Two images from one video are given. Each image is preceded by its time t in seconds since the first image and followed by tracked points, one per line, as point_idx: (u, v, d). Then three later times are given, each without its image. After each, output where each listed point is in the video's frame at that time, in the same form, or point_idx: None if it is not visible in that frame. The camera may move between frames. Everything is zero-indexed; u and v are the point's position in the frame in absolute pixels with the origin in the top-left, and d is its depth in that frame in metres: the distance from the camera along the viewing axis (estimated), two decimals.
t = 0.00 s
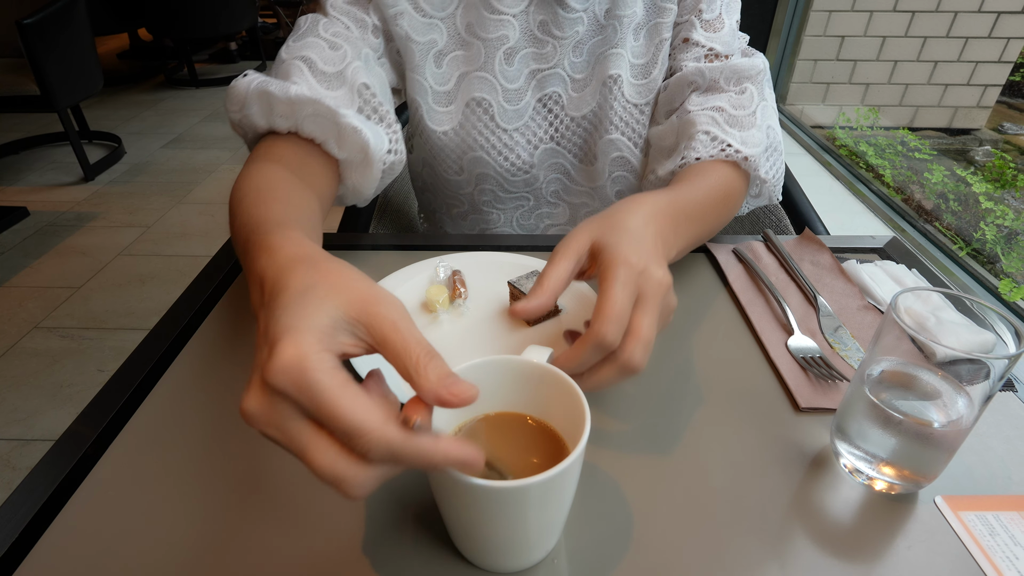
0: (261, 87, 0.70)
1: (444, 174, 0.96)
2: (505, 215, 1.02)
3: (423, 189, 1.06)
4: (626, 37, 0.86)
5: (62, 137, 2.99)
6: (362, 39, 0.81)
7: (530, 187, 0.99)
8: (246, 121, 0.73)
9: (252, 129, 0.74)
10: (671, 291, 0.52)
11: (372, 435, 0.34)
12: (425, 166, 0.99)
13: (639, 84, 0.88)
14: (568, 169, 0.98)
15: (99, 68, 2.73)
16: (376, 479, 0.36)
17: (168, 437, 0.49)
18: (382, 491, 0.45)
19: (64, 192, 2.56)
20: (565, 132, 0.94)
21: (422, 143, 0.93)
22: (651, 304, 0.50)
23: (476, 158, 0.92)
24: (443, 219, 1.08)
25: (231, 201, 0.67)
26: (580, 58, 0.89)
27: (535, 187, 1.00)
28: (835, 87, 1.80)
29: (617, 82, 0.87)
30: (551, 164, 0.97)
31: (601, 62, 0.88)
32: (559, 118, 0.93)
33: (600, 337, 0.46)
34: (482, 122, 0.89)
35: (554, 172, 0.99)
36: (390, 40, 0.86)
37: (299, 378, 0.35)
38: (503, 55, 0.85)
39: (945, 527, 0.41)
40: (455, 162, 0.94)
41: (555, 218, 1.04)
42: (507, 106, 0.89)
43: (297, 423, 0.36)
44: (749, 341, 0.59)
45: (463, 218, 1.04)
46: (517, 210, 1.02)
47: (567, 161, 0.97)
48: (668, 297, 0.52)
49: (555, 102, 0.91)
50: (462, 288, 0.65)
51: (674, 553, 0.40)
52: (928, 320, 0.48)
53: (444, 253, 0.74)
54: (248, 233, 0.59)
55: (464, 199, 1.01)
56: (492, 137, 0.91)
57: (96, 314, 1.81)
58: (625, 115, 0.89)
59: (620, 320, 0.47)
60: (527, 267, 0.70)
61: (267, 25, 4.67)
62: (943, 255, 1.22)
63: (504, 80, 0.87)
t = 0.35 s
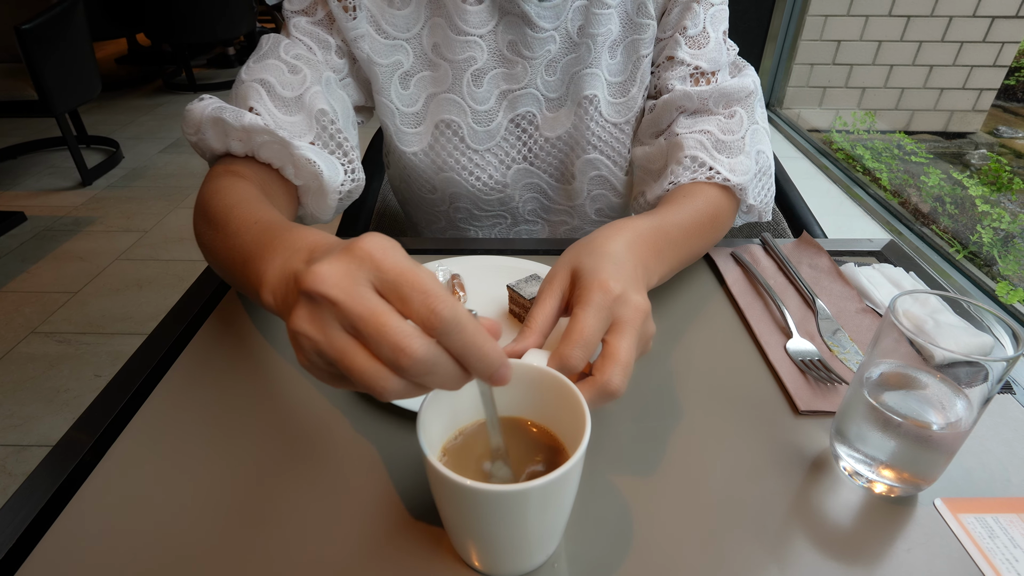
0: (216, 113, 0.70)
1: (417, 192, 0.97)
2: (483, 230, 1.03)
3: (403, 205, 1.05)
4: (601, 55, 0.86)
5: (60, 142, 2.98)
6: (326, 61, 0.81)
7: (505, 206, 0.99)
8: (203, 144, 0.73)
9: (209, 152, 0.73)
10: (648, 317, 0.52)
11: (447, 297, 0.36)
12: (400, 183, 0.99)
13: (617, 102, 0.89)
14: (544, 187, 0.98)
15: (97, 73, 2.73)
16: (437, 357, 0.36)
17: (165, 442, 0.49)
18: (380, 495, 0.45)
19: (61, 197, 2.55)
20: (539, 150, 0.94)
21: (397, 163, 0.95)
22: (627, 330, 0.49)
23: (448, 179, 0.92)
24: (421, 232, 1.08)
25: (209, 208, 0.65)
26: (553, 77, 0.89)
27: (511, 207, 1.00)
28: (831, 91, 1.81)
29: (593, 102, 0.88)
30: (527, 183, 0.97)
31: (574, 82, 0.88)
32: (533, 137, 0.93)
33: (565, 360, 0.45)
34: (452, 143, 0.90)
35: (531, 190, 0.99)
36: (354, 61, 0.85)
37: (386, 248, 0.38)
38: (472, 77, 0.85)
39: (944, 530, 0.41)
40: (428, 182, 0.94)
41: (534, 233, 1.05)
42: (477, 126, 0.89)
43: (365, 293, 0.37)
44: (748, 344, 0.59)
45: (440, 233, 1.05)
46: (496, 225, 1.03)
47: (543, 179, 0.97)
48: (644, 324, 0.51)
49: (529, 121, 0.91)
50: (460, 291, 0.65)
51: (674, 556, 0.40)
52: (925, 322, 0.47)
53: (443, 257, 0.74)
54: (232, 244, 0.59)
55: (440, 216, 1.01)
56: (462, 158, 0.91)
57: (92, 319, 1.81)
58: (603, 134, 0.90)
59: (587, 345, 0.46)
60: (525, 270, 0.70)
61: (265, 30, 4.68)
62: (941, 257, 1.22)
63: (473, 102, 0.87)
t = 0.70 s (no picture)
0: (217, 103, 0.71)
1: (417, 187, 0.97)
2: (481, 225, 1.03)
3: (401, 199, 1.05)
4: (604, 54, 0.86)
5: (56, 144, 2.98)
6: (329, 55, 0.81)
7: (505, 201, 0.99)
8: (203, 133, 0.73)
9: (210, 141, 0.74)
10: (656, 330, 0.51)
11: (441, 292, 0.36)
12: (399, 178, 0.99)
13: (619, 102, 0.89)
14: (544, 184, 0.98)
15: (92, 75, 2.73)
16: (428, 349, 0.36)
17: (161, 444, 0.49)
18: (377, 495, 0.45)
19: (57, 199, 2.55)
20: (540, 146, 0.94)
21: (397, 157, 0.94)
22: (634, 344, 0.48)
23: (448, 174, 0.92)
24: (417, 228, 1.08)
25: (206, 195, 0.65)
26: (557, 75, 0.89)
27: (511, 201, 1.00)
28: (827, 91, 1.82)
29: (595, 101, 0.88)
30: (527, 179, 0.97)
31: (576, 79, 0.88)
32: (535, 133, 0.93)
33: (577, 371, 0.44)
34: (454, 139, 0.90)
35: (530, 186, 0.99)
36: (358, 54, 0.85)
37: (385, 242, 0.38)
38: (476, 75, 0.85)
39: (939, 525, 0.41)
40: (428, 176, 0.94)
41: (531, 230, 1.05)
42: (479, 123, 0.89)
43: (363, 284, 0.37)
44: (744, 342, 0.59)
45: (439, 229, 1.05)
46: (494, 220, 1.03)
47: (542, 175, 0.97)
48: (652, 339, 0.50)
49: (531, 118, 0.91)
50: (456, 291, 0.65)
51: (670, 554, 0.40)
52: (920, 320, 0.48)
53: (440, 256, 0.74)
54: (229, 230, 0.59)
55: (439, 210, 1.01)
56: (465, 155, 0.91)
57: (89, 321, 1.80)
58: (604, 134, 0.90)
59: (598, 359, 0.45)
60: (521, 269, 0.70)
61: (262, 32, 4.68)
62: (936, 255, 1.22)
63: (477, 99, 0.87)
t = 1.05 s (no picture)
0: (240, 94, 0.70)
1: (429, 182, 0.97)
2: (492, 218, 1.02)
3: (410, 197, 1.05)
4: (611, 41, 0.86)
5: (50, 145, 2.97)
6: (346, 50, 0.81)
7: (517, 192, 0.99)
8: (223, 125, 0.73)
9: (230, 133, 0.74)
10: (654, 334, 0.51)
11: (476, 292, 0.36)
12: (410, 174, 0.99)
13: (626, 90, 0.89)
14: (554, 174, 0.99)
15: (87, 76, 2.71)
16: (462, 351, 0.35)
17: (155, 446, 0.49)
18: (373, 495, 0.44)
19: (52, 200, 2.53)
20: (550, 135, 0.95)
21: (407, 151, 0.94)
22: (631, 348, 0.49)
23: (461, 167, 0.92)
24: (430, 226, 1.08)
25: (225, 197, 0.65)
26: (566, 65, 0.90)
27: (522, 192, 1.00)
28: (822, 90, 1.82)
29: (603, 88, 0.88)
30: (538, 169, 0.98)
31: (586, 68, 0.88)
32: (545, 123, 0.93)
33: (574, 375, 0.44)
34: (468, 132, 0.90)
35: (541, 177, 0.99)
36: (373, 47, 0.85)
37: (418, 244, 0.38)
38: (490, 67, 0.85)
39: (934, 521, 0.42)
40: (441, 169, 0.94)
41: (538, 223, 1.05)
42: (493, 114, 0.89)
43: (397, 286, 0.37)
44: (739, 340, 0.59)
45: (450, 224, 1.04)
46: (504, 213, 1.02)
47: (553, 164, 0.98)
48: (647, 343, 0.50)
49: (542, 109, 0.92)
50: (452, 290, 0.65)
51: (667, 552, 0.40)
52: (915, 316, 0.48)
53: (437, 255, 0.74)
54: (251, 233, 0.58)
55: (451, 204, 1.00)
56: (478, 147, 0.91)
57: (84, 322, 1.80)
58: (612, 120, 0.90)
59: (596, 363, 0.45)
60: (518, 268, 0.70)
61: (257, 32, 4.67)
62: (931, 253, 1.23)
63: (491, 92, 0.87)
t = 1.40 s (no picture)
0: (231, 92, 0.71)
1: (424, 179, 0.97)
2: (487, 215, 1.03)
3: (403, 196, 1.05)
4: (605, 37, 0.86)
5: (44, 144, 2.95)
6: (338, 47, 0.81)
7: (511, 189, 0.99)
8: (214, 122, 0.73)
9: (221, 130, 0.73)
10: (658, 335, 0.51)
11: (430, 309, 0.36)
12: (405, 172, 0.99)
13: (619, 85, 0.89)
14: (548, 170, 0.99)
15: (81, 76, 2.70)
16: (411, 365, 0.37)
17: (151, 446, 0.49)
18: (371, 494, 0.44)
19: (47, 200, 2.52)
20: (544, 131, 0.94)
21: (400, 149, 0.94)
22: (637, 347, 0.49)
23: (456, 164, 0.93)
24: (425, 226, 1.08)
25: (215, 187, 0.66)
26: (559, 61, 0.90)
27: (517, 188, 1.00)
28: (818, 89, 1.83)
29: (596, 83, 0.88)
30: (533, 165, 0.98)
31: (578, 63, 0.88)
32: (539, 119, 0.93)
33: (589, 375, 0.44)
34: (462, 128, 0.90)
35: (535, 173, 0.99)
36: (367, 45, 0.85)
37: (388, 255, 0.38)
38: (483, 62, 0.85)
39: (929, 518, 0.42)
40: (436, 166, 0.94)
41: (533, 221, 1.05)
42: (487, 110, 0.89)
43: (360, 294, 0.38)
44: (736, 339, 0.60)
45: (445, 221, 1.05)
46: (499, 211, 1.03)
47: (547, 161, 0.98)
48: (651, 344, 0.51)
49: (535, 104, 0.92)
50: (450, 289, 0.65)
51: (665, 550, 0.40)
52: (910, 314, 0.48)
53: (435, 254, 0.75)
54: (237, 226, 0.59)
55: (447, 202, 1.00)
56: (472, 144, 0.91)
57: (80, 322, 1.79)
58: (605, 115, 0.90)
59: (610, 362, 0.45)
60: (515, 267, 0.70)
61: (252, 32, 4.66)
62: (926, 252, 1.24)
63: (485, 88, 0.87)
